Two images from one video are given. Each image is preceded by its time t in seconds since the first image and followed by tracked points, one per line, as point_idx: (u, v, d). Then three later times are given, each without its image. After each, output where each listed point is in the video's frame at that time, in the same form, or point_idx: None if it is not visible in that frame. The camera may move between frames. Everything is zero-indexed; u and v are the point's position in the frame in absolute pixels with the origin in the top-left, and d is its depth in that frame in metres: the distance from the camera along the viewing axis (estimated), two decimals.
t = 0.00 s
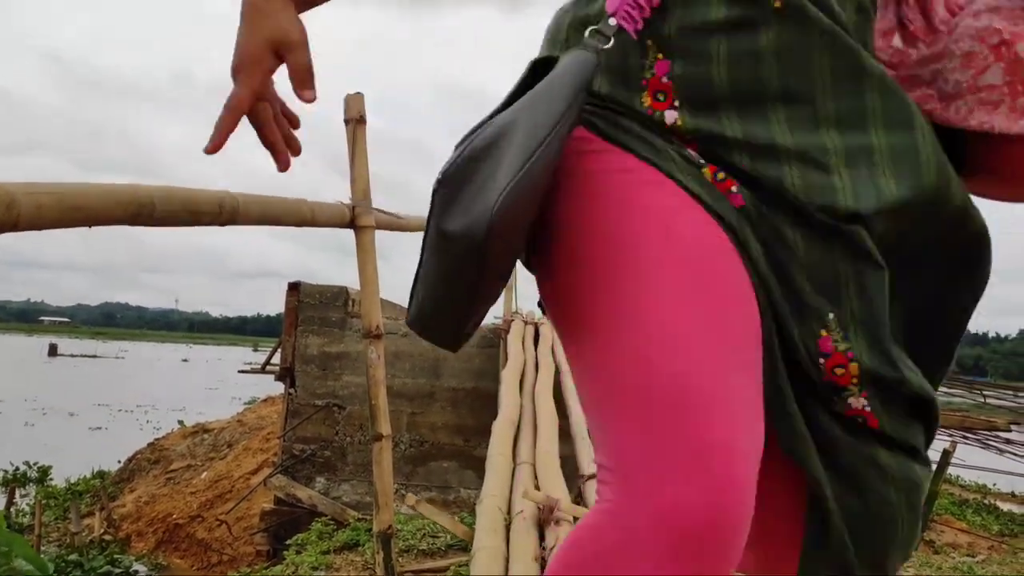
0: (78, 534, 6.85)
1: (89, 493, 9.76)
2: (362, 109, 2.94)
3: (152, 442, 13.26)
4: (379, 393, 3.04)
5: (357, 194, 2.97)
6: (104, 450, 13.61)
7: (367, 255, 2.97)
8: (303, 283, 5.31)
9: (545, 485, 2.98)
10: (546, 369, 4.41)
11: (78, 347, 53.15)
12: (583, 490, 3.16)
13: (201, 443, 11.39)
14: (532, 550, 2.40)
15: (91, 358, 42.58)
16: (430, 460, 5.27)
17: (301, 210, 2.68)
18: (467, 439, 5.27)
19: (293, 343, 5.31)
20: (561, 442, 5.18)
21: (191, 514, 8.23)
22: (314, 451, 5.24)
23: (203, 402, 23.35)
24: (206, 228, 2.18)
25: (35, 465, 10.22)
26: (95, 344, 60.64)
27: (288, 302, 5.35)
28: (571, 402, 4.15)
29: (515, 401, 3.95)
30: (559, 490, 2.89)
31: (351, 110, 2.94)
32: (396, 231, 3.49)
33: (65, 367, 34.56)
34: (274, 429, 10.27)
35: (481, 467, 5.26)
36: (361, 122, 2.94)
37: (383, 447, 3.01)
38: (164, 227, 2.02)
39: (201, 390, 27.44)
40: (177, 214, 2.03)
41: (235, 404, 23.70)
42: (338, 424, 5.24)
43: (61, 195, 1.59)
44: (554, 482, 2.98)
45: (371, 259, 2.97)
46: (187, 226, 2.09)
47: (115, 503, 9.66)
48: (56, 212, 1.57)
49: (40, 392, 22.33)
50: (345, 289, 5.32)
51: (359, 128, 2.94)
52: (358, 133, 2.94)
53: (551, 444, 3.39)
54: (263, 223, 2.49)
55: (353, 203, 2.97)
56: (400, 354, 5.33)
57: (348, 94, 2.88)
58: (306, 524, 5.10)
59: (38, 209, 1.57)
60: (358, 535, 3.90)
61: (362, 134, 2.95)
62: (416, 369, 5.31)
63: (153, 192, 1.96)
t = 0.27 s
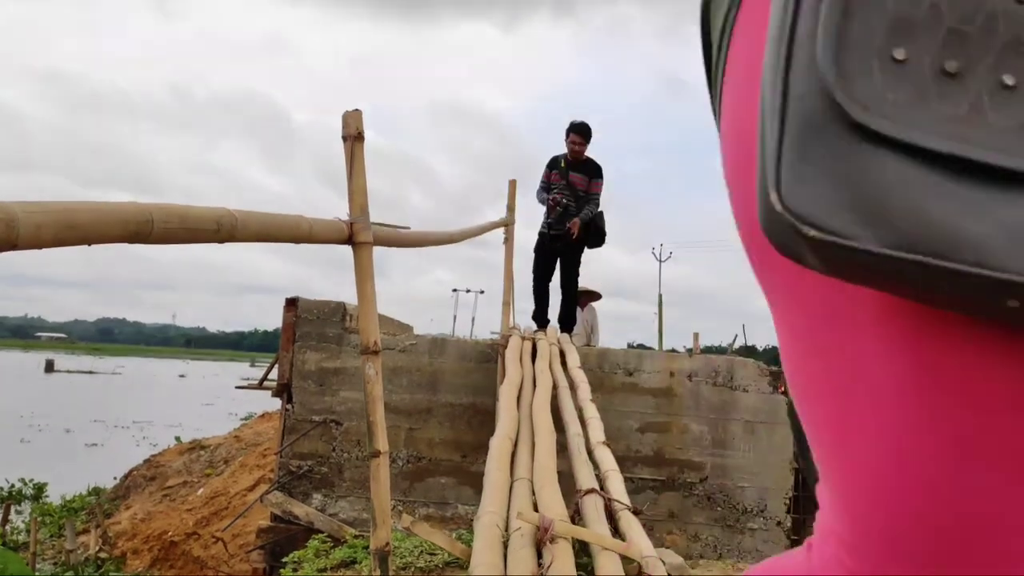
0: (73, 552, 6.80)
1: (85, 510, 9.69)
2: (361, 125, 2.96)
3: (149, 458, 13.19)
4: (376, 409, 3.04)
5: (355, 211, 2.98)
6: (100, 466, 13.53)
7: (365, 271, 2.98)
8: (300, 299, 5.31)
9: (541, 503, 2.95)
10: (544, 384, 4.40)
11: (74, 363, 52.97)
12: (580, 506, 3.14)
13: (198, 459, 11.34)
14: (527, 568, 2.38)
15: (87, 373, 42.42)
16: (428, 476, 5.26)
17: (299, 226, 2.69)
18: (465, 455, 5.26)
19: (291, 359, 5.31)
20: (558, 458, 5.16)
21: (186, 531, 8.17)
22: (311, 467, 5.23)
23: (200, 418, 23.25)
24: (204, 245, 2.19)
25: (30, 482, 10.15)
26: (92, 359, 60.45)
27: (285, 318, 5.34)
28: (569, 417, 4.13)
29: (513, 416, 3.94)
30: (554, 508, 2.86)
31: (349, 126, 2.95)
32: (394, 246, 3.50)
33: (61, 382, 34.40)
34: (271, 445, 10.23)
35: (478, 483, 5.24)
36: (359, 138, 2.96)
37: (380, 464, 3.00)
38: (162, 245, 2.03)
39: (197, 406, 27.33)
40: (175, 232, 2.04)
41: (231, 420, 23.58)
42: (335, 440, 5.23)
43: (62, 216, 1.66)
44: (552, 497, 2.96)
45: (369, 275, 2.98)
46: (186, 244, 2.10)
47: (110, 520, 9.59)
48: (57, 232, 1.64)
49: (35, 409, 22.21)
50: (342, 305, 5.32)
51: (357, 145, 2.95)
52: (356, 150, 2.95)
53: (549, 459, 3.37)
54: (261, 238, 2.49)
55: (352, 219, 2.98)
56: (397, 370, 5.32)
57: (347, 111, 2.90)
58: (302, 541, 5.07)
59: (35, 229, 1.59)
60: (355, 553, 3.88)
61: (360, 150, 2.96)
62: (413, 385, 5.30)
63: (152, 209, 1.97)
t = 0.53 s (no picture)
0: (69, 563, 6.76)
1: (81, 521, 9.65)
2: (359, 135, 2.98)
3: (145, 468, 13.14)
4: (373, 419, 3.04)
5: (353, 220, 2.99)
6: (96, 476, 13.47)
7: (363, 280, 3.00)
8: (298, 308, 5.32)
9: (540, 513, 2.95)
10: (541, 394, 4.41)
11: (70, 373, 52.85)
12: (577, 516, 3.15)
13: (195, 469, 11.31)
14: None
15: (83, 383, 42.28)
16: (425, 485, 5.25)
17: (297, 236, 2.70)
18: (462, 464, 5.26)
19: (288, 368, 5.31)
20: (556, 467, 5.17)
21: (183, 541, 8.14)
22: (308, 477, 5.22)
23: (196, 428, 23.17)
24: (203, 255, 2.20)
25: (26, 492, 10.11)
26: (88, 369, 60.29)
27: (282, 328, 5.35)
28: (566, 426, 4.13)
29: (509, 425, 3.95)
30: (553, 518, 2.86)
31: (347, 136, 2.98)
32: (392, 255, 3.52)
33: (57, 392, 34.30)
34: (268, 455, 10.21)
35: (475, 493, 5.24)
36: (357, 148, 2.98)
37: (378, 474, 3.01)
38: (161, 255, 2.05)
39: (194, 416, 27.24)
40: (174, 241, 2.05)
41: (228, 430, 23.51)
42: (332, 450, 5.23)
43: (61, 225, 1.68)
44: (549, 507, 2.97)
45: (367, 284, 3.00)
46: (185, 254, 2.12)
47: (106, 531, 9.55)
48: (56, 240, 1.66)
49: (31, 418, 22.12)
50: (340, 314, 5.33)
51: (355, 155, 2.97)
52: (354, 160, 2.97)
53: (546, 468, 3.38)
54: (258, 248, 2.51)
55: (349, 228, 2.99)
56: (395, 379, 5.33)
57: (344, 121, 2.92)
58: (300, 551, 5.06)
59: (33, 239, 1.60)
60: (353, 563, 3.88)
61: (358, 160, 2.98)
62: (410, 395, 5.31)
63: (150, 220, 1.99)
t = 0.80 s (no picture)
0: (66, 569, 6.75)
1: (79, 526, 9.64)
2: (358, 141, 2.99)
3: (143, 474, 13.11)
4: (372, 424, 3.05)
5: (352, 226, 3.01)
6: (94, 482, 13.44)
7: (361, 286, 3.01)
8: (297, 314, 5.33)
9: (539, 518, 2.96)
10: (540, 400, 4.41)
11: (68, 378, 52.75)
12: (576, 522, 3.15)
13: (193, 475, 11.30)
14: None
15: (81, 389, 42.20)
16: (423, 491, 5.25)
17: (296, 242, 2.71)
18: (460, 470, 5.26)
19: (287, 374, 5.31)
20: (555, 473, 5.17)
21: (181, 547, 8.12)
22: (307, 483, 5.22)
23: (194, 433, 23.14)
24: (202, 260, 2.21)
25: (24, 498, 10.09)
26: (85, 374, 60.17)
27: (281, 334, 5.35)
28: (565, 432, 4.13)
29: (508, 430, 3.95)
30: (552, 523, 2.87)
31: (346, 142, 2.99)
32: (391, 261, 3.53)
33: (55, 397, 34.23)
34: (266, 461, 10.20)
35: (474, 499, 5.24)
36: (356, 154, 2.99)
37: (377, 479, 3.02)
38: (160, 260, 2.05)
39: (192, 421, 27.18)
40: (173, 246, 2.06)
41: (226, 435, 23.47)
42: (330, 455, 5.23)
43: (59, 231, 1.68)
44: (548, 513, 2.97)
45: (365, 290, 3.01)
46: (184, 259, 2.12)
47: (104, 537, 9.53)
48: (54, 246, 1.66)
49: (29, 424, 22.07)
50: (339, 320, 5.34)
51: (354, 160, 2.99)
52: (353, 165, 2.99)
53: (545, 474, 3.39)
54: (257, 253, 2.52)
55: (349, 234, 3.00)
56: (394, 385, 5.34)
57: (344, 127, 2.93)
58: (298, 557, 5.06)
59: (31, 244, 1.61)
60: (351, 568, 3.88)
61: (357, 166, 3.00)
62: (409, 401, 5.32)
63: (150, 225, 2.00)
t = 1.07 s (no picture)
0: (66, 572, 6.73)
1: (79, 529, 9.63)
2: (357, 143, 2.99)
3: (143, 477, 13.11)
4: (372, 427, 3.05)
5: (352, 229, 3.01)
6: (93, 485, 13.43)
7: (361, 288, 3.02)
8: (296, 317, 5.33)
9: (539, 521, 2.96)
10: (540, 403, 4.42)
11: (68, 381, 52.73)
12: (576, 524, 3.15)
13: (193, 478, 11.29)
14: None
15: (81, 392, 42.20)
16: (423, 494, 5.25)
17: (295, 245, 2.71)
18: (460, 473, 5.25)
19: (286, 377, 5.31)
20: (555, 476, 5.17)
21: (181, 550, 8.11)
22: (307, 485, 5.22)
23: (194, 436, 23.13)
24: (202, 262, 2.21)
25: (24, 500, 10.08)
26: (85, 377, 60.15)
27: (281, 336, 5.35)
28: (564, 435, 4.13)
29: (508, 432, 3.95)
30: (551, 526, 2.87)
31: (346, 144, 2.99)
32: (390, 263, 3.53)
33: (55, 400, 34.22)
34: (266, 464, 10.20)
35: (474, 502, 5.24)
36: (355, 156, 3.00)
37: (376, 482, 3.02)
38: (159, 262, 2.06)
39: (192, 424, 27.17)
40: (172, 249, 2.06)
41: (226, 438, 23.46)
42: (330, 458, 5.23)
43: (58, 234, 1.69)
44: (548, 516, 2.97)
45: (365, 292, 3.01)
46: (183, 261, 2.12)
47: (104, 540, 9.52)
48: (54, 249, 1.67)
49: (29, 427, 22.05)
50: (339, 322, 5.34)
51: (353, 163, 2.99)
52: (353, 168, 2.99)
53: (545, 476, 3.39)
54: (257, 256, 2.52)
55: (348, 236, 3.01)
56: (393, 388, 5.34)
57: (343, 129, 2.94)
58: (298, 560, 5.05)
59: (30, 245, 1.61)
60: (351, 571, 3.88)
61: (356, 168, 3.00)
62: (409, 404, 5.31)
63: (149, 228, 2.00)
